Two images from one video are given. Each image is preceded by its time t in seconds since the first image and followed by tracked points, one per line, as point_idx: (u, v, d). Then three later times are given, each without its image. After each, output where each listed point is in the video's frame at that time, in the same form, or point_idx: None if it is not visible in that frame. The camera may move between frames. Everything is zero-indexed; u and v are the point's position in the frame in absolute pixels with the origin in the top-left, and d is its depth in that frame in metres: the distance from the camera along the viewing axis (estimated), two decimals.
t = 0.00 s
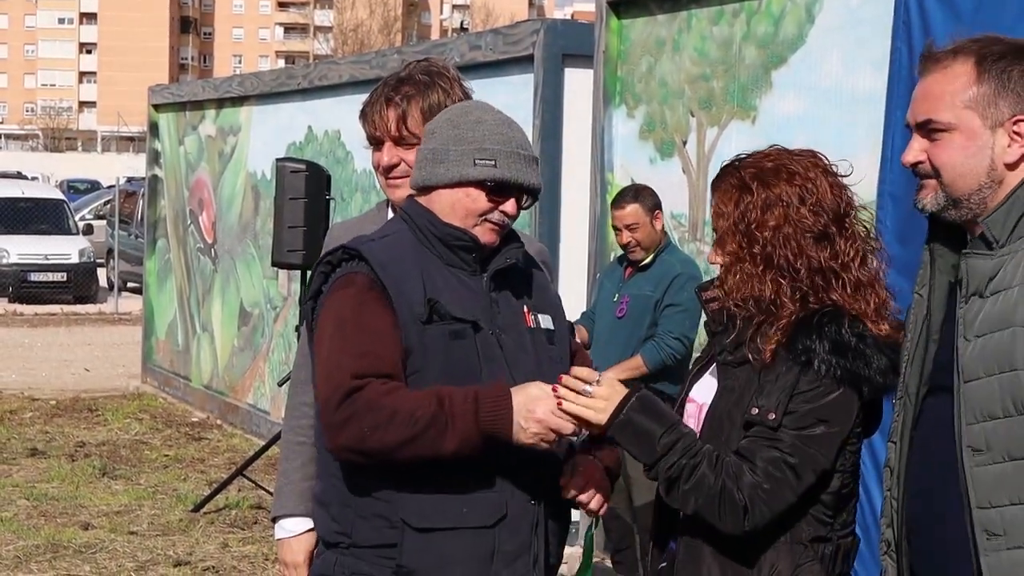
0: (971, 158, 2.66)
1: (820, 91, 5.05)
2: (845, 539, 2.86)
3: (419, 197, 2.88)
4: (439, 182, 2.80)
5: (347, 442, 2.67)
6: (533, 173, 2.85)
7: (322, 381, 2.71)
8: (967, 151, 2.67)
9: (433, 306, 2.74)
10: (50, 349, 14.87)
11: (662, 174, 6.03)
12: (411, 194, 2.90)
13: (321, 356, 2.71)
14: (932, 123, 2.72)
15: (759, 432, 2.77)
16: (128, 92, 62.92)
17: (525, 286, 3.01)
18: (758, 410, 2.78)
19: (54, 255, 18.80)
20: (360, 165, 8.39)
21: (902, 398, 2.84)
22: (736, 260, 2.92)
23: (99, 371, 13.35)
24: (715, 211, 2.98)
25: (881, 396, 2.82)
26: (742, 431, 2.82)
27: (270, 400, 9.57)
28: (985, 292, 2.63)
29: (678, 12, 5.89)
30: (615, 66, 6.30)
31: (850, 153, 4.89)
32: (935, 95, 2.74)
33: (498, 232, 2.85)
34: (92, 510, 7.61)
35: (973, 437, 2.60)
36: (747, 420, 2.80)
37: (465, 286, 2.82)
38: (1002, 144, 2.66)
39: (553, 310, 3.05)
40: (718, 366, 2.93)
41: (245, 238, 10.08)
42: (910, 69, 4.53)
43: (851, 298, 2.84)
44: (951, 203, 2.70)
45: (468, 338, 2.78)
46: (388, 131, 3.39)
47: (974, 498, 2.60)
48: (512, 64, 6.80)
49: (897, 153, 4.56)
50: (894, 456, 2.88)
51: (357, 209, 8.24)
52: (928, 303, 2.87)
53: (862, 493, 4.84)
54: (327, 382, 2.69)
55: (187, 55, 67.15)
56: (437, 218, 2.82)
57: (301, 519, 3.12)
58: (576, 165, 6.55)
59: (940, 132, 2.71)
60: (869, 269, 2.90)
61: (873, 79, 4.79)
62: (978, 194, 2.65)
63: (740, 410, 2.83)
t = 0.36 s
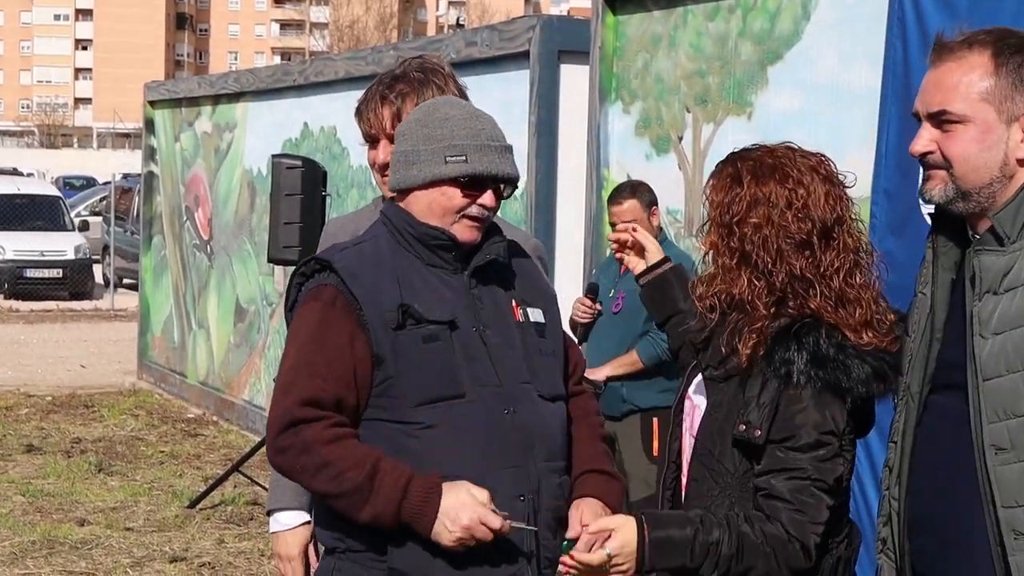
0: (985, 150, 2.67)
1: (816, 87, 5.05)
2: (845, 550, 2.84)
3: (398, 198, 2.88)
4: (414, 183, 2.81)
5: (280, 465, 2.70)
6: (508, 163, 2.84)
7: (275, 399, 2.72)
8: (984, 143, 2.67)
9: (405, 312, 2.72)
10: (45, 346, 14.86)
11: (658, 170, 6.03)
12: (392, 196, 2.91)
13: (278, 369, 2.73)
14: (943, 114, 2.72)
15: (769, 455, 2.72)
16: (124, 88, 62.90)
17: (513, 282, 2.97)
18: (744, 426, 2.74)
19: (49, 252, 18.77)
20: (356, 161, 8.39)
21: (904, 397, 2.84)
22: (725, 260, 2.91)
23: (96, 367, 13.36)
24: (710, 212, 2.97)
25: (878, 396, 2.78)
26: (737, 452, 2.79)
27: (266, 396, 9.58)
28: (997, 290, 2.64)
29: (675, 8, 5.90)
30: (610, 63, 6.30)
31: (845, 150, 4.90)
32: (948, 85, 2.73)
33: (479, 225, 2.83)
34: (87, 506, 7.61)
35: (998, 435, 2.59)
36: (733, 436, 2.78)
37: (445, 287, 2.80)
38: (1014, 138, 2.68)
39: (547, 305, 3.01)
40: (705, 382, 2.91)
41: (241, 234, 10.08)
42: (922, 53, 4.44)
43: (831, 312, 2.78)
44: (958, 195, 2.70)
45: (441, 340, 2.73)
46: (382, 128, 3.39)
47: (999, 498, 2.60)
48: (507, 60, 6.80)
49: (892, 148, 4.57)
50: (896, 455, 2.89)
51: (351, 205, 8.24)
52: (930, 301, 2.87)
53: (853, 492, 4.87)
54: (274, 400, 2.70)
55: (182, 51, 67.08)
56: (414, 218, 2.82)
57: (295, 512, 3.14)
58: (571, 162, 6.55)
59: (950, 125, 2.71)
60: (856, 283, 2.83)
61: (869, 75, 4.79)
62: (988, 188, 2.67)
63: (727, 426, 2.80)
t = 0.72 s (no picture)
0: (967, 147, 2.61)
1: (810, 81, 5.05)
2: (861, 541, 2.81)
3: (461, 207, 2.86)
4: (438, 189, 2.78)
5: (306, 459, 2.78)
6: (520, 155, 2.73)
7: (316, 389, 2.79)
8: (961, 139, 2.62)
9: (411, 314, 2.69)
10: (40, 342, 14.85)
11: (652, 164, 6.03)
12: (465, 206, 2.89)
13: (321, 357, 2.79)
14: (932, 109, 2.68)
15: (780, 443, 2.76)
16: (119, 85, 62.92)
17: (563, 291, 2.82)
18: (748, 414, 2.79)
19: (45, 248, 18.78)
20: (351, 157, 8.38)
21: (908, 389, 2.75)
22: (733, 249, 2.95)
23: (91, 363, 13.36)
24: (720, 203, 3.01)
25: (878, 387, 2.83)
26: (744, 439, 2.81)
27: (261, 392, 9.57)
28: (995, 290, 2.54)
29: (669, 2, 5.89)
30: (605, 58, 6.30)
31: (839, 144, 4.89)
32: (941, 80, 2.68)
33: (507, 223, 2.74)
34: (82, 502, 7.60)
35: (989, 437, 2.51)
36: (736, 423, 2.81)
37: (469, 291, 2.74)
38: (996, 132, 2.59)
39: (592, 313, 2.83)
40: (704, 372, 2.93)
41: (236, 230, 10.07)
42: (927, 57, 4.41)
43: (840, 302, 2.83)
44: (948, 188, 2.67)
45: (442, 342, 2.68)
46: (376, 124, 3.38)
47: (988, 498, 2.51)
48: (502, 55, 6.80)
49: (887, 141, 4.57)
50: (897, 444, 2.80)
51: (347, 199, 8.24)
52: (938, 293, 2.78)
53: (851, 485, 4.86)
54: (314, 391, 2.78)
55: (177, 48, 67.03)
56: (448, 224, 2.79)
57: (286, 505, 3.25)
58: (566, 157, 6.55)
59: (939, 120, 2.66)
60: (860, 278, 2.88)
61: (863, 69, 4.79)
62: (973, 182, 2.61)
63: (727, 413, 2.83)
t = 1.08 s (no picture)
0: (953, 150, 2.54)
1: (804, 73, 5.04)
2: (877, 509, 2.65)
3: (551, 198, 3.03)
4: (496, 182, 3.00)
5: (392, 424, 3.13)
6: (526, 152, 2.87)
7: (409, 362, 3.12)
8: (948, 142, 2.55)
9: (450, 298, 2.96)
10: (34, 336, 14.84)
11: (646, 157, 6.03)
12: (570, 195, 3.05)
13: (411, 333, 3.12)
14: (916, 111, 2.60)
15: (791, 414, 2.59)
16: (112, 78, 62.82)
17: (611, 296, 2.91)
18: (755, 390, 2.60)
19: (40, 242, 18.75)
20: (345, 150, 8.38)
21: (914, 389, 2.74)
22: (731, 230, 2.75)
23: (85, 357, 13.35)
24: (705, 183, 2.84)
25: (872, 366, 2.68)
26: (750, 417, 2.63)
27: (255, 386, 9.57)
28: (984, 295, 2.53)
29: None
30: (599, 50, 6.29)
31: (832, 136, 4.89)
32: (923, 81, 2.61)
33: (535, 217, 2.89)
34: (77, 497, 7.60)
35: (971, 449, 2.50)
36: (743, 402, 2.62)
37: (506, 282, 2.94)
38: (983, 134, 2.52)
39: (635, 317, 2.88)
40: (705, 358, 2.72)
41: (230, 224, 10.06)
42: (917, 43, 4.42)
43: (837, 270, 2.68)
44: (941, 196, 2.59)
45: (468, 327, 2.93)
46: (366, 118, 3.38)
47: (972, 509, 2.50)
48: (496, 48, 6.80)
49: (880, 135, 4.57)
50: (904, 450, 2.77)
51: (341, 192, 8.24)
52: (941, 293, 2.75)
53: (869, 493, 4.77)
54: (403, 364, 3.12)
55: (170, 41, 66.93)
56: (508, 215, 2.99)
57: (279, 498, 3.44)
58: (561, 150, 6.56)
59: (925, 123, 2.59)
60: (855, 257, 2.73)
61: (856, 61, 4.78)
62: (963, 187, 2.54)
63: (734, 393, 2.64)
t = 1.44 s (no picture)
0: (975, 137, 2.53)
1: (775, 71, 5.05)
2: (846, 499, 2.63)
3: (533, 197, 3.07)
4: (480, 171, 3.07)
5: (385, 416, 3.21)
6: (504, 136, 2.94)
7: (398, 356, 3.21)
8: (974, 128, 2.53)
9: (425, 290, 3.04)
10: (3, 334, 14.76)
11: (618, 154, 6.04)
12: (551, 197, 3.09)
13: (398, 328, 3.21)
14: (932, 98, 2.55)
15: (759, 401, 2.59)
16: (83, 76, 62.55)
17: (573, 287, 2.91)
18: (727, 380, 2.62)
19: (10, 240, 18.65)
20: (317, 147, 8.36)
21: (884, 387, 2.74)
22: (697, 226, 2.77)
23: (55, 355, 13.28)
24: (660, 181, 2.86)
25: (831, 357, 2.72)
26: (722, 406, 2.63)
27: (227, 383, 9.55)
28: (968, 281, 2.55)
29: None
30: (571, 47, 6.29)
31: (803, 134, 4.90)
32: (939, 68, 2.56)
33: (511, 203, 2.95)
34: (47, 494, 7.57)
35: (953, 430, 2.52)
36: (715, 392, 2.63)
37: (476, 274, 3.00)
38: (1003, 121, 2.54)
39: (593, 306, 2.88)
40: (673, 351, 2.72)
41: (202, 221, 10.04)
42: (893, 48, 4.41)
43: (797, 259, 2.73)
44: (949, 186, 2.56)
45: (432, 314, 3.01)
46: (333, 120, 3.37)
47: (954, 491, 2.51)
48: (468, 45, 6.80)
49: (851, 131, 4.58)
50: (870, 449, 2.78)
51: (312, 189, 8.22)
52: (910, 291, 2.76)
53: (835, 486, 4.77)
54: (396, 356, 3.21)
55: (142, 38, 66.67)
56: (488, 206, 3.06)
57: (251, 500, 3.44)
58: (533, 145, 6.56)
59: (941, 110, 2.54)
60: (807, 253, 2.78)
61: (827, 59, 4.80)
62: (978, 175, 2.53)
63: (705, 384, 2.65)
